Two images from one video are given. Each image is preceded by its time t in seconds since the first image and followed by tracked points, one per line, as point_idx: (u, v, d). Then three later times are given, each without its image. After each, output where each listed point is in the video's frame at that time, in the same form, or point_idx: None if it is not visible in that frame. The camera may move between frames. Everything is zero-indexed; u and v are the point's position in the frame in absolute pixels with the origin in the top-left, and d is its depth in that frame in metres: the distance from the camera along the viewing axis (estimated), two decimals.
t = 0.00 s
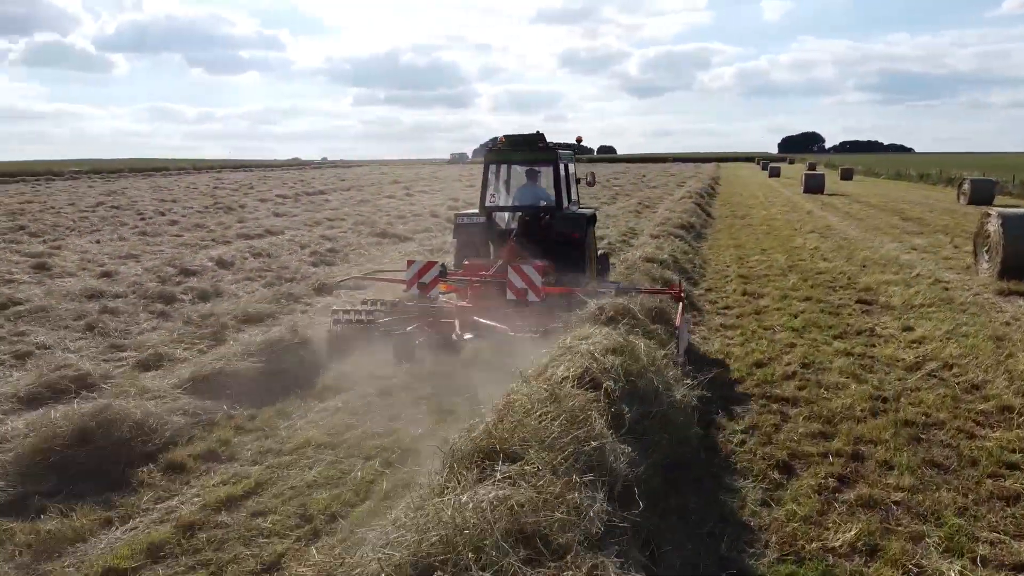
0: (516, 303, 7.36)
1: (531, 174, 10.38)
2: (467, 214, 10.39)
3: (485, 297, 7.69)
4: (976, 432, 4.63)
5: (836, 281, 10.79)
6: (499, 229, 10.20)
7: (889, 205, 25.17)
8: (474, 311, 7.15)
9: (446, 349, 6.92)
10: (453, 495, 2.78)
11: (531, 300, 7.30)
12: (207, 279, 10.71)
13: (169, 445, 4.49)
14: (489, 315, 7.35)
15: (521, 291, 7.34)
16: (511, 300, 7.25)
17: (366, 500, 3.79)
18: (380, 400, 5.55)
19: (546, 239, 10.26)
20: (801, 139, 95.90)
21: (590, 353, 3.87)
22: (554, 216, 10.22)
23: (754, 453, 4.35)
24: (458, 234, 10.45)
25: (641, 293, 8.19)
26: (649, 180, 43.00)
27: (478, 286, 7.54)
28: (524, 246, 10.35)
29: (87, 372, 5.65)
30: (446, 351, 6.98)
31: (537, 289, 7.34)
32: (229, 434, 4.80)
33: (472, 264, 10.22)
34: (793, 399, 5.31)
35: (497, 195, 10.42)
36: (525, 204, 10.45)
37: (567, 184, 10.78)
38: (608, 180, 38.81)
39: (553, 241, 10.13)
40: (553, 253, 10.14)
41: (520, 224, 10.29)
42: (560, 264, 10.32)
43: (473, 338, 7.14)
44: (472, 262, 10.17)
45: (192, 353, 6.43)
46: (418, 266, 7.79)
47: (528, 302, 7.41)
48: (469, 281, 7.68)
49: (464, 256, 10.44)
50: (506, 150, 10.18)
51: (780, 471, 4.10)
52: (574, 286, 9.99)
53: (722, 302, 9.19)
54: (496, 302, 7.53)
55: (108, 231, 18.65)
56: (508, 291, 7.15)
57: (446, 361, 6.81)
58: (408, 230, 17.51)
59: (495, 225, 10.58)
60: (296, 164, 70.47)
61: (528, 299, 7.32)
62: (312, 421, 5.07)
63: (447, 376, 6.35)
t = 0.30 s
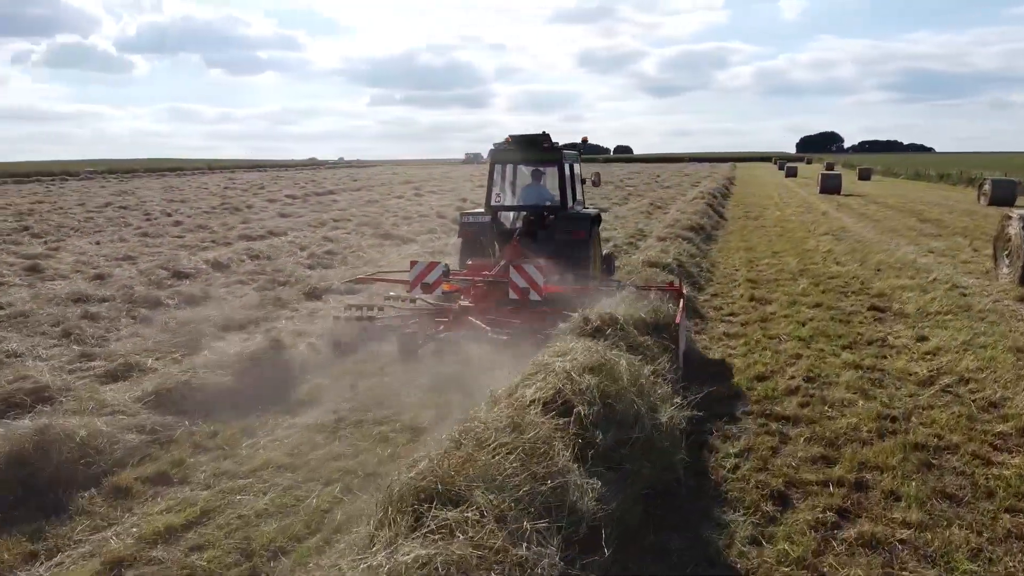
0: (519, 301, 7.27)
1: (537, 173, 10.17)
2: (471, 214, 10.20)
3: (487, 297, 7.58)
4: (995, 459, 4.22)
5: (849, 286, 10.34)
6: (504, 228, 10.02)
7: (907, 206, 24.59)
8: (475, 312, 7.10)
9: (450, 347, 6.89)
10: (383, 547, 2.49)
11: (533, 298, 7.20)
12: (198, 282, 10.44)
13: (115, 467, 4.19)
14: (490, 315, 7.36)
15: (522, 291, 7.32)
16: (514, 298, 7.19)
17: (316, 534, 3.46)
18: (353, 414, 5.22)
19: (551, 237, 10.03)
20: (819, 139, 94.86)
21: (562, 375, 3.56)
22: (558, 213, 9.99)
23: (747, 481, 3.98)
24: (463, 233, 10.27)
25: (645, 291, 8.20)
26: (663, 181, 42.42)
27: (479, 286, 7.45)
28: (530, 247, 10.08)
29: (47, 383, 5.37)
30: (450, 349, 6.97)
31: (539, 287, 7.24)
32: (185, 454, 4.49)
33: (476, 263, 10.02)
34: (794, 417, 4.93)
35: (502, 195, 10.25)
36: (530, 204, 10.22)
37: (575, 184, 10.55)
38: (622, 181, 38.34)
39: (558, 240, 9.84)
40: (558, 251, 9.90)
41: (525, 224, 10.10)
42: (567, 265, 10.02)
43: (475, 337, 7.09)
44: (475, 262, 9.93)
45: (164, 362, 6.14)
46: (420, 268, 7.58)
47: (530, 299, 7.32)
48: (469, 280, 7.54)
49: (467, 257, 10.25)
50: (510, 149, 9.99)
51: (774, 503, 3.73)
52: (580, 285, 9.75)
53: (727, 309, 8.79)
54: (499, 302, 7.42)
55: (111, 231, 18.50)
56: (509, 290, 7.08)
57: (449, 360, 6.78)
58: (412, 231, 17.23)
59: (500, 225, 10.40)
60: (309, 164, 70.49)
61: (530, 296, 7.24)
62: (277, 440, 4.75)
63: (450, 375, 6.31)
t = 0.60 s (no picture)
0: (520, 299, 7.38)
1: (538, 174, 10.52)
2: (474, 214, 10.41)
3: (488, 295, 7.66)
4: (1010, 489, 3.82)
5: (860, 292, 9.90)
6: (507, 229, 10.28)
7: (925, 207, 24.00)
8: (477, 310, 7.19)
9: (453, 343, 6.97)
10: None
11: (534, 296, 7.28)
12: (187, 285, 10.16)
13: (52, 491, 3.89)
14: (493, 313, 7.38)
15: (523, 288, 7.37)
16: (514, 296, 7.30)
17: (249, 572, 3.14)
18: (319, 430, 4.89)
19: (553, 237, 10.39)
20: (837, 138, 93.75)
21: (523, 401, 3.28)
22: (560, 215, 10.36)
23: (735, 511, 3.61)
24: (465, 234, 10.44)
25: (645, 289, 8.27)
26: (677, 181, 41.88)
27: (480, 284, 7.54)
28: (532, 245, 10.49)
29: None
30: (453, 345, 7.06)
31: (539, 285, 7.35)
32: (132, 475, 4.17)
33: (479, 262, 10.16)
34: (790, 437, 4.56)
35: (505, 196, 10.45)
36: (532, 204, 10.54)
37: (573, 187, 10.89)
38: (634, 181, 37.84)
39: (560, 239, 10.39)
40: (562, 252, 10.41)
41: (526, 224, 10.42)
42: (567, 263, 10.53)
43: (476, 334, 7.14)
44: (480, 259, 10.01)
45: (130, 371, 5.85)
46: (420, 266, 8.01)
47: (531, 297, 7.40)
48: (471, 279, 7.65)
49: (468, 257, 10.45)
50: (514, 149, 10.35)
51: (761, 539, 3.37)
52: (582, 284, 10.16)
53: (730, 315, 8.40)
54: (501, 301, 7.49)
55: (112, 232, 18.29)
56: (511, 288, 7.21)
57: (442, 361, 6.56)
58: (415, 233, 16.91)
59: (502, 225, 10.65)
60: (323, 164, 70.44)
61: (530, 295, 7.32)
62: (232, 459, 4.43)
63: (452, 370, 6.38)
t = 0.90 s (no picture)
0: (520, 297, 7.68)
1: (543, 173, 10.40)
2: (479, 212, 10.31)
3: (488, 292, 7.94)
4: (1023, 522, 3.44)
5: (870, 296, 9.47)
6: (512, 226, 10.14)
7: (943, 207, 23.41)
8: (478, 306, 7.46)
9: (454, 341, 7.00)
10: None
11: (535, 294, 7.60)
12: (173, 288, 9.90)
13: None
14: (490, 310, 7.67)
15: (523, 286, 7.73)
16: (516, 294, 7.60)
17: None
18: (277, 446, 4.57)
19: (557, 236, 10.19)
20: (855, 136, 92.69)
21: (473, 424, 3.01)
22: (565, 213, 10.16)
23: (714, 546, 3.26)
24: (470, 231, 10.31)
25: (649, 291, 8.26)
26: (691, 181, 41.38)
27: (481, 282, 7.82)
28: (536, 243, 10.27)
29: None
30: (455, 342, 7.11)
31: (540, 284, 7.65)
32: (66, 497, 3.87)
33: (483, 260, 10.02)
34: (782, 457, 4.19)
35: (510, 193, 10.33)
36: (537, 202, 10.36)
37: (578, 184, 10.77)
38: (645, 181, 37.36)
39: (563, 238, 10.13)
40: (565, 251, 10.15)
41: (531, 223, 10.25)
42: (571, 261, 10.33)
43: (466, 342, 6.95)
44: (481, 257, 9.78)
45: (89, 380, 5.55)
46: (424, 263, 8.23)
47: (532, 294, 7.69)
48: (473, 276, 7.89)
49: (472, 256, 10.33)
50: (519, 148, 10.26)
51: None
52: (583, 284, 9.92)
53: (731, 321, 8.02)
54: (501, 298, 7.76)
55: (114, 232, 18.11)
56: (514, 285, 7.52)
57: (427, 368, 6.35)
58: (417, 233, 16.60)
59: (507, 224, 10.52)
60: (336, 164, 70.38)
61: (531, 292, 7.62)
62: (178, 479, 4.12)
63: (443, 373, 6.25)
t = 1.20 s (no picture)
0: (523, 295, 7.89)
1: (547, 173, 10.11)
2: (484, 211, 9.97)
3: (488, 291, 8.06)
4: None
5: (880, 301, 9.04)
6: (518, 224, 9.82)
7: (961, 207, 22.82)
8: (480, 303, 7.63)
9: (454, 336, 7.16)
10: None
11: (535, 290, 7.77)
12: (158, 291, 9.62)
13: None
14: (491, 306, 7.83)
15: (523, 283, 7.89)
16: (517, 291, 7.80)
17: None
18: (228, 465, 4.24)
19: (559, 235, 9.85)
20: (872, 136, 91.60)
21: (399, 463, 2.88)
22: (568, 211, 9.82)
23: None
24: (476, 229, 9.94)
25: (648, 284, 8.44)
26: (704, 181, 40.82)
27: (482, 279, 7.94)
28: (537, 242, 9.92)
29: None
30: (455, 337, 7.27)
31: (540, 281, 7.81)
32: None
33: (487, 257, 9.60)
34: (772, 483, 3.82)
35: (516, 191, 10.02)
36: (541, 201, 10.04)
37: (584, 184, 10.54)
38: (657, 181, 36.90)
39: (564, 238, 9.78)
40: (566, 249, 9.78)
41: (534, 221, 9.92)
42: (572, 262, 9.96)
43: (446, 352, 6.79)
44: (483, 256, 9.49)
45: (42, 389, 5.25)
46: (425, 261, 8.24)
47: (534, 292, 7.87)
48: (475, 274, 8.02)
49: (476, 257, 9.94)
50: (522, 147, 10.00)
51: None
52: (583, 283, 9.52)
53: (731, 328, 7.63)
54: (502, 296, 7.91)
55: (112, 232, 17.89)
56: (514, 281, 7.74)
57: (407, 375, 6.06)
58: (418, 234, 16.27)
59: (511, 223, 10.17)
60: (348, 164, 70.28)
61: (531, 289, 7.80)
62: (113, 504, 3.80)
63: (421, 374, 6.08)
